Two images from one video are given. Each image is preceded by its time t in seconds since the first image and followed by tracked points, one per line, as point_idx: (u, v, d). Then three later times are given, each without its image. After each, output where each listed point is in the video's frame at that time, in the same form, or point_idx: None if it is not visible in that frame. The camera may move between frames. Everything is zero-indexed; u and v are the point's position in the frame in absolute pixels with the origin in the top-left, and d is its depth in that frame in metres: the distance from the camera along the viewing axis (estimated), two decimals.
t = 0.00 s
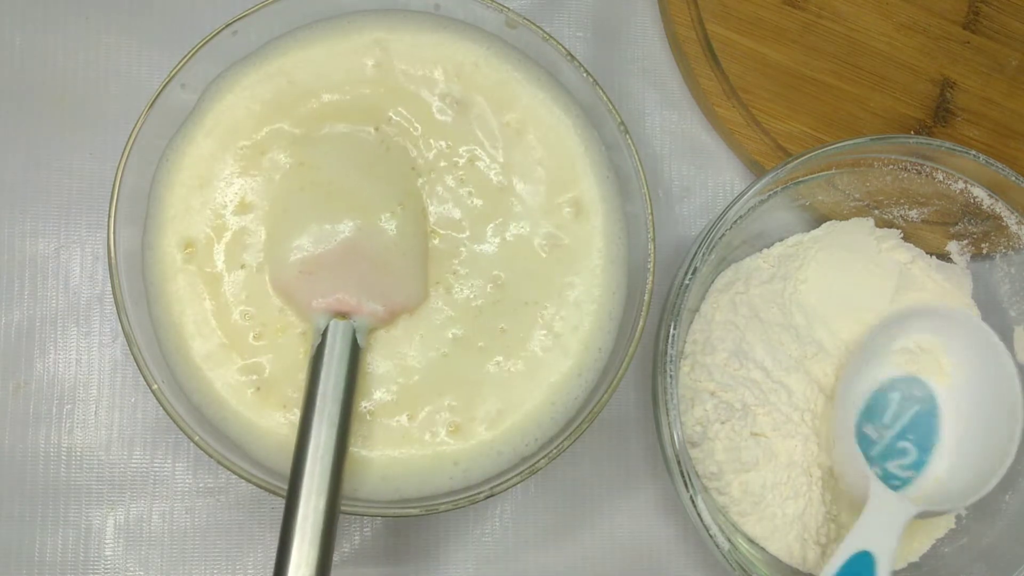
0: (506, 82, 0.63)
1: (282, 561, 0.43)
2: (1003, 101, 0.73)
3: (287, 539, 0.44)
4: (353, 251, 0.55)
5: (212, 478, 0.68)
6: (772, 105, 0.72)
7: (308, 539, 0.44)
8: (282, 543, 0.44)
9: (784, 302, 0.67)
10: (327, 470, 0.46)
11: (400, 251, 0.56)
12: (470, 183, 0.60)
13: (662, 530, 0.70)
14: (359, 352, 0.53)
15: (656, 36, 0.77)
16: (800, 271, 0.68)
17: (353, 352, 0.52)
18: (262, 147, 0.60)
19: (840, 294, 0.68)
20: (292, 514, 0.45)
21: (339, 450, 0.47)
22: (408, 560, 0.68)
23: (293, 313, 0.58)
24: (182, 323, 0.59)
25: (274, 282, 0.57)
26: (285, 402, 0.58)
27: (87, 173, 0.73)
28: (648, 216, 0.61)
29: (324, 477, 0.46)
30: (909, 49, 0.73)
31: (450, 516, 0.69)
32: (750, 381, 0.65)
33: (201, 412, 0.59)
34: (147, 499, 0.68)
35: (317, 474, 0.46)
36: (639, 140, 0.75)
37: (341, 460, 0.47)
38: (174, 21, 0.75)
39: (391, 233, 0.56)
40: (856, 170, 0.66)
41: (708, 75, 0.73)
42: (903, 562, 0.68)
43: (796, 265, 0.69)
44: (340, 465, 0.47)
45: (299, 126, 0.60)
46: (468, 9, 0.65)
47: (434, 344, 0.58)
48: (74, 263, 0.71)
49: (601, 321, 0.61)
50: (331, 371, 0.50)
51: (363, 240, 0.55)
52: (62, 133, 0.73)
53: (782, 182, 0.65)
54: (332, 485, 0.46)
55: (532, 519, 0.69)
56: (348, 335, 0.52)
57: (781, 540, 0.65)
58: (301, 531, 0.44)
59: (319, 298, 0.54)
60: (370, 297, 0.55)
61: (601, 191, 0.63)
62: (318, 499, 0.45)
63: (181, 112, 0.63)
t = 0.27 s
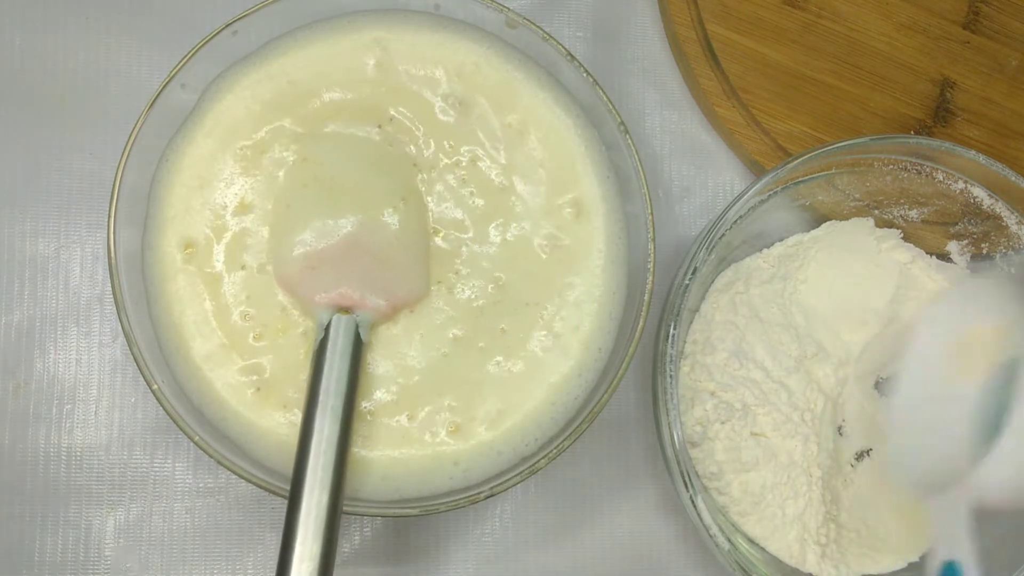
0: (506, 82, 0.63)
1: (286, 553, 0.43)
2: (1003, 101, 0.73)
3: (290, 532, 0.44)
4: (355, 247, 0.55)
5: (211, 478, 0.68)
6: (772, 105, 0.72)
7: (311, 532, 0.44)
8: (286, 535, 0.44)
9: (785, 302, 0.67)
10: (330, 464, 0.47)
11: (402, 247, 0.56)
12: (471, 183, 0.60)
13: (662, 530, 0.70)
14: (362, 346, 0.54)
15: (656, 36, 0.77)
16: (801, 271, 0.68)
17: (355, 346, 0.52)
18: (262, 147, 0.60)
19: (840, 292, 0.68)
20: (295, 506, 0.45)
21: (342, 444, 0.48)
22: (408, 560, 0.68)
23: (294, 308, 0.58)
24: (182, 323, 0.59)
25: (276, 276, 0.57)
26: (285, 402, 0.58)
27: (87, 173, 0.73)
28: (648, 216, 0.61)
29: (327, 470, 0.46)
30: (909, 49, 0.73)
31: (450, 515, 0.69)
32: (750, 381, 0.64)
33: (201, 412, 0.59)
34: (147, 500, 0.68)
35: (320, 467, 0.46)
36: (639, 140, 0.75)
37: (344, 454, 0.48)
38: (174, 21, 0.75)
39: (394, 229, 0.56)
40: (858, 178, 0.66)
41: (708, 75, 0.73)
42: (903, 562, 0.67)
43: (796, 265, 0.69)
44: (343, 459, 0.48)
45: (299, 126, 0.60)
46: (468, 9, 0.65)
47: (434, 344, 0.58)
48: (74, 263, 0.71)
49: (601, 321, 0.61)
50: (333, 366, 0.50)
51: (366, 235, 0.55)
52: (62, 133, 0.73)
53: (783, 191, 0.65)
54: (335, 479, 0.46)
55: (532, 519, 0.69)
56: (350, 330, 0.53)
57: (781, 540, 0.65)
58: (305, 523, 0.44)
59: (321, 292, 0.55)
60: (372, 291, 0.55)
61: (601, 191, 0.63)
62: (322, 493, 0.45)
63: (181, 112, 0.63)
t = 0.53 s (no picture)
0: (507, 82, 0.63)
1: (290, 546, 0.44)
2: (1003, 101, 0.73)
3: (294, 527, 0.44)
4: (359, 243, 0.56)
5: (211, 479, 0.68)
6: (772, 105, 0.72)
7: (315, 527, 0.44)
8: (290, 530, 0.44)
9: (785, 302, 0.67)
10: (333, 460, 0.47)
11: (404, 243, 0.56)
12: (471, 183, 0.60)
13: (661, 530, 0.70)
14: (364, 341, 0.54)
15: (656, 36, 0.77)
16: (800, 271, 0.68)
17: (357, 342, 0.52)
18: (263, 147, 0.60)
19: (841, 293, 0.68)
20: (299, 502, 0.45)
21: (345, 439, 0.48)
22: (408, 560, 0.68)
23: (298, 305, 0.58)
24: (182, 323, 0.59)
25: (280, 271, 0.57)
26: (286, 402, 0.58)
27: (87, 173, 0.73)
28: (649, 216, 0.61)
29: (331, 465, 0.47)
30: (909, 49, 0.73)
31: (450, 515, 0.69)
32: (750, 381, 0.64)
33: (201, 412, 0.59)
34: (147, 500, 0.68)
35: (323, 463, 0.46)
36: (639, 140, 0.75)
37: (347, 449, 0.48)
38: (173, 21, 0.75)
39: (398, 224, 0.57)
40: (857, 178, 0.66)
41: (708, 75, 0.73)
42: (903, 562, 0.67)
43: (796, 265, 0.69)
44: (346, 454, 0.48)
45: (299, 126, 0.60)
46: (468, 9, 0.65)
47: (434, 344, 0.58)
48: (74, 263, 0.71)
49: (601, 321, 0.61)
50: (336, 360, 0.50)
51: (368, 231, 0.56)
52: (61, 133, 0.73)
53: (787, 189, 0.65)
54: (338, 473, 0.47)
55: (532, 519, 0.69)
56: (353, 325, 0.53)
57: (780, 540, 0.65)
58: (309, 518, 0.45)
59: (325, 288, 0.55)
60: (374, 287, 0.55)
61: (601, 192, 0.63)
62: (325, 488, 0.46)
63: (181, 112, 0.63)
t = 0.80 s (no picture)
0: (507, 82, 0.63)
1: (292, 544, 0.44)
2: (1003, 101, 0.73)
3: (296, 525, 0.44)
4: (359, 240, 0.56)
5: (211, 479, 0.68)
6: (772, 105, 0.72)
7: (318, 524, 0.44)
8: (293, 528, 0.44)
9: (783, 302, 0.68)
10: (335, 457, 0.47)
11: (405, 241, 0.56)
12: (471, 183, 0.60)
13: (661, 530, 0.70)
14: (366, 339, 0.54)
15: (656, 36, 0.77)
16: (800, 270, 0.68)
17: (359, 339, 0.52)
18: (263, 147, 0.60)
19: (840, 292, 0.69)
20: (300, 500, 0.45)
21: (346, 436, 0.48)
22: (408, 560, 0.68)
23: (300, 302, 0.58)
24: (182, 323, 0.59)
25: (282, 270, 0.57)
26: (286, 402, 0.58)
27: (87, 173, 0.73)
28: (649, 216, 0.61)
29: (333, 462, 0.46)
30: (909, 49, 0.73)
31: (450, 515, 0.69)
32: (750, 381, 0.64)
33: (202, 412, 0.59)
34: (147, 500, 0.68)
35: (325, 461, 0.46)
36: (639, 140, 0.75)
37: (349, 446, 0.48)
38: (174, 21, 0.75)
39: (399, 221, 0.57)
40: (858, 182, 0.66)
41: (708, 75, 0.73)
42: (903, 561, 0.67)
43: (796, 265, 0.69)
44: (348, 452, 0.48)
45: (299, 126, 0.60)
46: (469, 9, 0.65)
47: (434, 344, 0.58)
48: (74, 263, 0.71)
49: (600, 321, 0.61)
50: (337, 357, 0.50)
51: (369, 229, 0.56)
52: (61, 133, 0.73)
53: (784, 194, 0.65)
54: (341, 470, 0.47)
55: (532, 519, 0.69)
56: (354, 323, 0.53)
57: (780, 540, 0.65)
58: (311, 516, 0.45)
59: (325, 285, 0.55)
60: (375, 284, 0.55)
61: (602, 192, 0.63)
62: (327, 485, 0.46)
63: (182, 113, 0.63)
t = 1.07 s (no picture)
0: (507, 82, 0.63)
1: (294, 541, 0.44)
2: (1003, 101, 0.73)
3: (299, 521, 0.44)
4: (360, 237, 0.56)
5: (211, 478, 0.68)
6: (772, 105, 0.72)
7: (318, 522, 0.44)
8: (293, 527, 0.44)
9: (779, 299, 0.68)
10: (336, 453, 0.47)
11: (405, 237, 0.57)
12: (470, 182, 0.60)
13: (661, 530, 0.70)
14: (366, 335, 0.54)
15: (656, 36, 0.77)
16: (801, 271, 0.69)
17: (359, 335, 0.52)
18: (262, 147, 0.60)
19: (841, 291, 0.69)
20: (303, 497, 0.45)
21: (348, 432, 0.48)
22: (408, 560, 0.68)
23: (300, 301, 0.58)
24: (182, 323, 0.59)
25: (282, 268, 0.57)
26: (286, 402, 0.58)
27: (87, 173, 0.73)
28: (649, 216, 0.61)
29: (333, 460, 0.46)
30: (908, 49, 0.73)
31: (450, 515, 0.69)
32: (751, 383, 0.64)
33: (202, 412, 0.59)
34: (147, 500, 0.68)
35: (327, 456, 0.46)
36: (638, 140, 0.75)
37: (350, 442, 0.48)
38: (174, 20, 0.75)
39: (398, 216, 0.57)
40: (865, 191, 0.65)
41: (708, 75, 0.73)
42: (903, 562, 0.67)
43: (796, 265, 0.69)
44: (349, 447, 0.48)
45: (298, 126, 0.60)
46: (469, 9, 0.65)
47: (434, 344, 0.58)
48: (74, 263, 0.71)
49: (599, 320, 0.61)
50: (337, 355, 0.50)
51: (370, 226, 0.56)
52: (61, 133, 0.73)
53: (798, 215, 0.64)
54: (341, 468, 0.46)
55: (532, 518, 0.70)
56: (355, 319, 0.53)
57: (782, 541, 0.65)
58: (312, 514, 0.44)
59: (325, 282, 0.55)
60: (375, 281, 0.55)
61: (602, 192, 0.63)
62: (329, 481, 0.46)
63: (182, 113, 0.63)
